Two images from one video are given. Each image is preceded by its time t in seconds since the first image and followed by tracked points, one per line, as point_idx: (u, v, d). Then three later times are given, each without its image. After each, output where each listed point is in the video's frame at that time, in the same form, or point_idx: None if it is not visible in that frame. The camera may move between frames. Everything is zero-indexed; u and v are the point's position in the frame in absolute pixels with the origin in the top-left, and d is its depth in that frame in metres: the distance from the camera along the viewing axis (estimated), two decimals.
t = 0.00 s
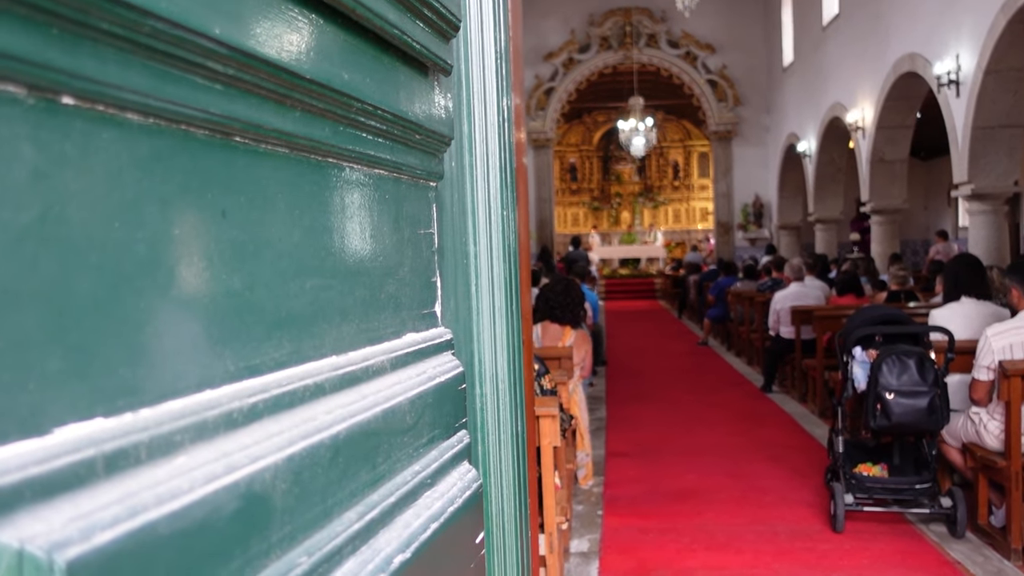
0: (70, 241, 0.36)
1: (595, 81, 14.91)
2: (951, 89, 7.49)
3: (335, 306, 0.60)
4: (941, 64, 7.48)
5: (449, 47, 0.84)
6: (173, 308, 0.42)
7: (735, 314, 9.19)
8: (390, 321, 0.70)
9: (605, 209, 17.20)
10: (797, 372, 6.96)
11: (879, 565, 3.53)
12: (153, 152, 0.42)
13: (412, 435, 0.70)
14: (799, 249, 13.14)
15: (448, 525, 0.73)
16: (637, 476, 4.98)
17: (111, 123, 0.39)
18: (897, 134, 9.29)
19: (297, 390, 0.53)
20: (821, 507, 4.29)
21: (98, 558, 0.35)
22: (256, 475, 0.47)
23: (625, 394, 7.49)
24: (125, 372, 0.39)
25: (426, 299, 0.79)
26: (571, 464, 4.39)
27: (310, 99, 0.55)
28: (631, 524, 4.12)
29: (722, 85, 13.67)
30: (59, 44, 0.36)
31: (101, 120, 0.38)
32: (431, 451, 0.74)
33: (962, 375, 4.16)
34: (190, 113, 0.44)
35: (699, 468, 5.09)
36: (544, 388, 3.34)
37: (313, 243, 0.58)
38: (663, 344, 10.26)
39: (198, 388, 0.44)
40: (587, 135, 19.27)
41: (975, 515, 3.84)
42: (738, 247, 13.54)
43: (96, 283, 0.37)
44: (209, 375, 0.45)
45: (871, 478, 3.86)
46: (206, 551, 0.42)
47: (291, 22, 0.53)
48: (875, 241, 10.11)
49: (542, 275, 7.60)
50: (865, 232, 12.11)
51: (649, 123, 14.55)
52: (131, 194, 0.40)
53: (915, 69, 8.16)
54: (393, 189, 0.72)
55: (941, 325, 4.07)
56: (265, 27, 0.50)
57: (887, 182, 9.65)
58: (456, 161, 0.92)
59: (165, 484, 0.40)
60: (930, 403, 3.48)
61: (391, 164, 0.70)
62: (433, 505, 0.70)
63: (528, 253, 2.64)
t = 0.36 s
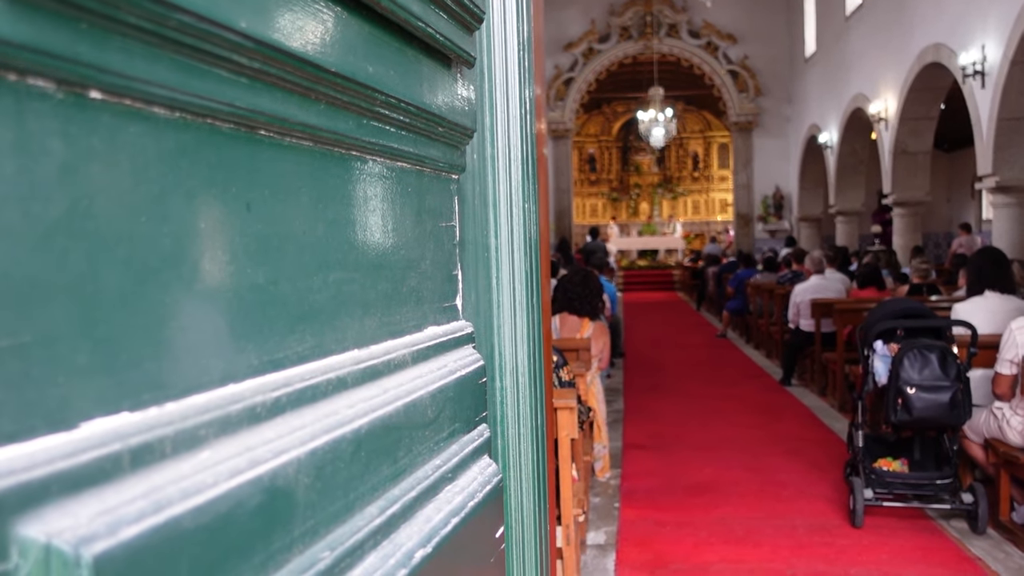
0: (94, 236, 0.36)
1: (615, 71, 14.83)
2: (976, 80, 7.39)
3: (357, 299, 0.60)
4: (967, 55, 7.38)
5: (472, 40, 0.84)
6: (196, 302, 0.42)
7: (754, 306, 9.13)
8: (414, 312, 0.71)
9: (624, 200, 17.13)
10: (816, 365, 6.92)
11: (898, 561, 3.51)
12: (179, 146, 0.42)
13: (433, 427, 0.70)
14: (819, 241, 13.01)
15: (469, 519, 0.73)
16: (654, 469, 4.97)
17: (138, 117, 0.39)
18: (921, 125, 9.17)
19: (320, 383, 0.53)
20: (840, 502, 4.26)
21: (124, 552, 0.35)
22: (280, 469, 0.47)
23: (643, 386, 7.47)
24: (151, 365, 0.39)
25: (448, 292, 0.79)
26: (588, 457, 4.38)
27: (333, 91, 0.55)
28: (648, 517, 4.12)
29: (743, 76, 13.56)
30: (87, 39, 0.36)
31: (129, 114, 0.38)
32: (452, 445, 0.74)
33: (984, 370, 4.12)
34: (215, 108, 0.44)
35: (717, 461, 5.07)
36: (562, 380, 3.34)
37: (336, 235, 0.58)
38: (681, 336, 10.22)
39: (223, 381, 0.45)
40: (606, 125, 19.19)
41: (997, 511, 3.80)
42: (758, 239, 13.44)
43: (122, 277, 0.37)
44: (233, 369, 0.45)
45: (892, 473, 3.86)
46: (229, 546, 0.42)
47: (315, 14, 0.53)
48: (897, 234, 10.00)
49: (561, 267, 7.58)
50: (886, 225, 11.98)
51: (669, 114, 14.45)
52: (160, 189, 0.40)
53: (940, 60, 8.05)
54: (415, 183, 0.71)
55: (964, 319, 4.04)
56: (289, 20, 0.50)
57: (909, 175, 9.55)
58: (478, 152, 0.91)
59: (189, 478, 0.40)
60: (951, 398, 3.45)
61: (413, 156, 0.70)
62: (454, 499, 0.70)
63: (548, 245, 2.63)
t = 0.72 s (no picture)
0: (90, 222, 0.36)
1: (624, 65, 14.78)
2: (988, 75, 7.34)
3: (356, 289, 0.60)
4: (978, 49, 7.33)
5: (474, 31, 0.83)
6: (196, 292, 0.43)
7: (762, 301, 9.11)
8: (414, 304, 0.71)
9: (632, 194, 17.08)
10: (823, 361, 6.90)
11: (903, 556, 3.50)
12: (176, 134, 0.42)
13: (432, 418, 0.70)
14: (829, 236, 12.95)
15: (467, 509, 0.73)
16: (660, 463, 4.97)
17: (134, 105, 0.39)
18: (931, 120, 9.14)
19: (317, 373, 0.54)
20: (846, 497, 4.25)
21: (114, 539, 0.35)
22: (276, 457, 0.47)
23: (649, 380, 7.46)
24: (144, 354, 0.39)
25: (448, 284, 0.79)
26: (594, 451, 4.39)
27: (332, 81, 0.55)
28: (652, 511, 4.12)
29: (753, 70, 13.49)
30: (81, 25, 0.36)
31: (124, 102, 0.39)
32: (451, 437, 0.75)
33: (992, 366, 4.11)
34: (213, 97, 0.44)
35: (722, 456, 5.06)
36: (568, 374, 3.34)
37: (335, 225, 0.58)
38: (688, 331, 10.21)
39: (218, 369, 0.45)
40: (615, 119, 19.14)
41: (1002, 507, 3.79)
42: (766, 234, 13.39)
43: (115, 267, 0.37)
44: (229, 358, 0.46)
45: (897, 469, 3.85)
46: (222, 534, 0.42)
47: (316, 6, 0.53)
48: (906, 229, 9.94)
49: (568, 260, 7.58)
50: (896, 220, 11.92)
51: (678, 108, 14.40)
52: (155, 177, 0.40)
53: (951, 54, 8.00)
54: (416, 174, 0.71)
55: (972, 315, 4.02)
56: (289, 10, 0.50)
57: (919, 170, 9.50)
58: (481, 145, 0.91)
59: (183, 466, 0.40)
60: (959, 394, 3.43)
61: (414, 147, 0.70)
62: (452, 491, 0.71)
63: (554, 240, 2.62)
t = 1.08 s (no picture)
0: (81, 216, 0.36)
1: (622, 59, 14.74)
2: (985, 68, 7.34)
3: (349, 283, 0.61)
4: (975, 43, 7.33)
5: (468, 26, 0.83)
6: (189, 286, 0.43)
7: (760, 295, 9.11)
8: (407, 298, 0.71)
9: (630, 188, 17.05)
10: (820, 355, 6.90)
11: (900, 549, 3.51)
12: (166, 128, 0.42)
13: (427, 409, 0.70)
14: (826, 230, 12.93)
15: (461, 502, 0.73)
16: (658, 457, 4.97)
17: (124, 98, 0.39)
18: (928, 114, 9.08)
19: (309, 365, 0.54)
20: (843, 491, 4.26)
21: (105, 529, 0.35)
22: (268, 449, 0.47)
23: (647, 375, 7.46)
24: (135, 345, 0.39)
25: (442, 278, 0.80)
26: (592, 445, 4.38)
27: (324, 74, 0.55)
28: (650, 505, 4.12)
29: (750, 64, 13.46)
30: (68, 19, 0.36)
31: (113, 95, 0.39)
32: (444, 429, 0.75)
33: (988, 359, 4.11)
34: (203, 91, 0.44)
35: (719, 450, 5.07)
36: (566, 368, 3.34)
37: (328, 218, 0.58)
38: (686, 326, 10.20)
39: (210, 361, 0.45)
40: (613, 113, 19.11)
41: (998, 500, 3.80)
42: (764, 228, 13.37)
43: (106, 260, 0.38)
44: (221, 351, 0.46)
45: (894, 462, 3.85)
46: (214, 524, 0.42)
47: None
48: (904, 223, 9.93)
49: (566, 255, 7.57)
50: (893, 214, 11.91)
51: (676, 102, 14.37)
52: (145, 170, 0.40)
53: (949, 48, 7.99)
54: (410, 169, 0.72)
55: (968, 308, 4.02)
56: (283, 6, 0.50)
57: (917, 164, 9.49)
58: (475, 139, 0.92)
59: (174, 458, 0.40)
60: (955, 387, 3.44)
61: (407, 141, 0.70)
62: (446, 483, 0.71)
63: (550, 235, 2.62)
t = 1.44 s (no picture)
0: (77, 211, 0.36)
1: (616, 52, 14.72)
2: (979, 61, 7.35)
3: (345, 277, 0.61)
4: (969, 35, 7.34)
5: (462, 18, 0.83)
6: (186, 279, 0.43)
7: (754, 289, 9.12)
8: (403, 292, 0.71)
9: (624, 182, 17.03)
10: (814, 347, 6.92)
11: (893, 541, 3.52)
12: (161, 121, 0.42)
13: (422, 403, 0.70)
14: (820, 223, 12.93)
15: (457, 495, 0.74)
16: (653, 450, 4.98)
17: (119, 91, 0.39)
18: (923, 107, 9.09)
19: (306, 359, 0.54)
20: (837, 483, 4.28)
21: (103, 523, 0.35)
22: (264, 442, 0.47)
23: (641, 368, 7.46)
24: (132, 339, 0.39)
25: (438, 271, 0.80)
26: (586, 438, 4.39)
27: (319, 66, 0.55)
28: (645, 497, 4.13)
29: (744, 57, 13.44)
30: (65, 11, 0.36)
31: (108, 88, 0.38)
32: (441, 422, 0.75)
33: (981, 352, 4.13)
34: (197, 83, 0.44)
35: (714, 443, 5.07)
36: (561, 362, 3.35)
37: (323, 213, 0.58)
38: (681, 319, 10.20)
39: (207, 355, 0.45)
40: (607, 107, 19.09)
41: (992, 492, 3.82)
42: (758, 221, 13.37)
43: (102, 254, 0.38)
44: (217, 344, 0.46)
45: (888, 454, 3.86)
46: (212, 517, 0.43)
47: None
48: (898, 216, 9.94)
49: (560, 249, 7.57)
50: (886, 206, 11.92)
51: (671, 95, 14.35)
52: (143, 161, 0.40)
53: (943, 41, 7.99)
54: (405, 163, 0.72)
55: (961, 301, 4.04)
56: None
57: (911, 156, 9.50)
58: (470, 132, 0.91)
59: (171, 451, 0.40)
60: (949, 379, 3.45)
61: (402, 134, 0.70)
62: (441, 476, 0.71)
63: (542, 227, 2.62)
